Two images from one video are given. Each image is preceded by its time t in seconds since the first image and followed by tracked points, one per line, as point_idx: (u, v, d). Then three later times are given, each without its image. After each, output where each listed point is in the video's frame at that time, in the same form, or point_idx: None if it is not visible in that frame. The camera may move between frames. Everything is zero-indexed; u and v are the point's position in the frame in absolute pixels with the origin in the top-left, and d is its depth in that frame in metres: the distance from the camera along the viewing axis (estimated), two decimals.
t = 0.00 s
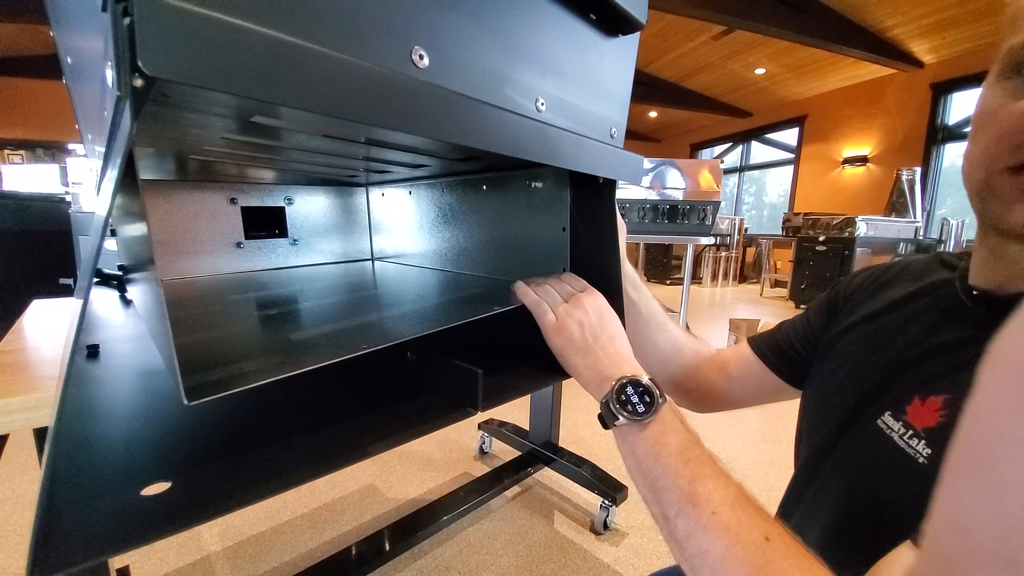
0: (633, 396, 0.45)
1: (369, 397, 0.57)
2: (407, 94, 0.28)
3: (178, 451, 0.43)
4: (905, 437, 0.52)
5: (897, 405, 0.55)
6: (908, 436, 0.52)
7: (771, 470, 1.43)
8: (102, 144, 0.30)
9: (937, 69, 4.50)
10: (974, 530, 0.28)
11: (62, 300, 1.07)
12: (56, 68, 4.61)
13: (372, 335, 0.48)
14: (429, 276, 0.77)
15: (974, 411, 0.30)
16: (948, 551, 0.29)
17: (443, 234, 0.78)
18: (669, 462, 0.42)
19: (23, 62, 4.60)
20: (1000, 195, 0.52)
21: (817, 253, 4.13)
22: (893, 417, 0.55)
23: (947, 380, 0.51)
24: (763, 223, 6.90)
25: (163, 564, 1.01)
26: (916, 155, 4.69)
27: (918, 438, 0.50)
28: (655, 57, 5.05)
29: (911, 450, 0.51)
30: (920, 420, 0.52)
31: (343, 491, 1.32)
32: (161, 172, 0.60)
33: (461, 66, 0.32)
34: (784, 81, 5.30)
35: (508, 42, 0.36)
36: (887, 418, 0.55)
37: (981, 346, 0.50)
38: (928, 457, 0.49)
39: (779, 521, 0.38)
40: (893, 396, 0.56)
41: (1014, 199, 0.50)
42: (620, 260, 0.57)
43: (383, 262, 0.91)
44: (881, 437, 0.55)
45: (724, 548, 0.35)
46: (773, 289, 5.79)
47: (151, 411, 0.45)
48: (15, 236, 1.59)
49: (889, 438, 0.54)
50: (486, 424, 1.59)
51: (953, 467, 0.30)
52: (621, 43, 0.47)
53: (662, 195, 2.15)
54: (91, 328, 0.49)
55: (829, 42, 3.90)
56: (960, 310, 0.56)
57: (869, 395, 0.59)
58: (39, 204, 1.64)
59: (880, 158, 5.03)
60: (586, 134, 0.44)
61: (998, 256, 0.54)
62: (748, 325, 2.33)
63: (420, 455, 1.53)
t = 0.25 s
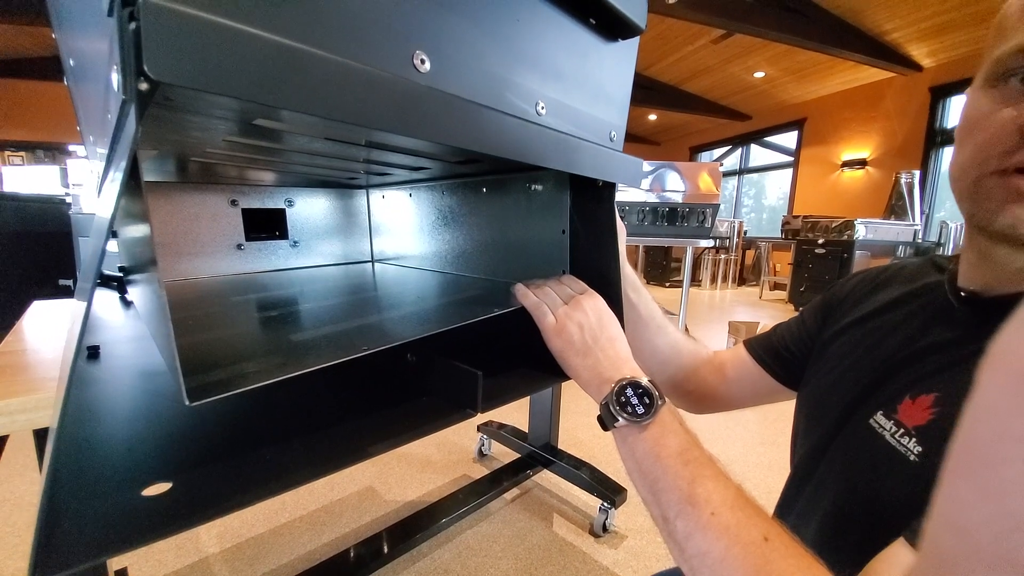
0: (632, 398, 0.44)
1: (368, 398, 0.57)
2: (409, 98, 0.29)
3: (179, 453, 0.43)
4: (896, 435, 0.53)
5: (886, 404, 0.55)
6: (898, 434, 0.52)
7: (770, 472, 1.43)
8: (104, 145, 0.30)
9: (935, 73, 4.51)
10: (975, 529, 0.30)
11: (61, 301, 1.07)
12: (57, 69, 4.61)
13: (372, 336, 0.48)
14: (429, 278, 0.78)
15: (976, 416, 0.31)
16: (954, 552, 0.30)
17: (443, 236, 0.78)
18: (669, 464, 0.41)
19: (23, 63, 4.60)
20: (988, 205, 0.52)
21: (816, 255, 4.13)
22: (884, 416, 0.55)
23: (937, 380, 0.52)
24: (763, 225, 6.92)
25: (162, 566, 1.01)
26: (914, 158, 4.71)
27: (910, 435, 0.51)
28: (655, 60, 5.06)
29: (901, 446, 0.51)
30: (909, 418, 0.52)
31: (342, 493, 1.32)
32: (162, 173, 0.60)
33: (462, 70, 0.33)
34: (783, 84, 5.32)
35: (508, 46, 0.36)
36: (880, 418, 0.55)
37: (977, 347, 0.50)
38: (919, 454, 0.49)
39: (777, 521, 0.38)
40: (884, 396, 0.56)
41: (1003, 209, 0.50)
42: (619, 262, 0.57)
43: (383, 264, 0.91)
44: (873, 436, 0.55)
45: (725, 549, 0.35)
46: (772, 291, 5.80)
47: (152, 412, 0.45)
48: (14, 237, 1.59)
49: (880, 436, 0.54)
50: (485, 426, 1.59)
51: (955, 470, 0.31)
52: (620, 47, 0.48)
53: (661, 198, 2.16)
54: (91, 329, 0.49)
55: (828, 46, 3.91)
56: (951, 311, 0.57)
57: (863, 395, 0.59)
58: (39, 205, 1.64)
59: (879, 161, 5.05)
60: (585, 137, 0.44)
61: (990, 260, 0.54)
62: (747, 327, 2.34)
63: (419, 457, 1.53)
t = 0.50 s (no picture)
0: (630, 399, 0.45)
1: (365, 397, 0.57)
2: (409, 98, 0.29)
3: (176, 452, 0.43)
4: (895, 436, 0.53)
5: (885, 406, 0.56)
6: (898, 435, 0.52)
7: (767, 474, 1.43)
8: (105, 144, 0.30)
9: (932, 77, 4.54)
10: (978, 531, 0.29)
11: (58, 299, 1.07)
12: (55, 67, 4.60)
13: (371, 336, 0.48)
14: (427, 279, 0.78)
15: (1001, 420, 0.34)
16: (960, 551, 0.31)
17: (442, 237, 0.79)
18: (667, 464, 0.42)
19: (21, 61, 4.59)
20: (981, 207, 0.52)
21: (813, 258, 4.15)
22: (881, 416, 0.55)
23: (934, 381, 0.52)
24: (760, 228, 6.94)
25: (157, 566, 1.01)
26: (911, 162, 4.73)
27: (908, 436, 0.51)
28: (654, 63, 5.08)
29: (899, 447, 0.51)
30: (908, 419, 0.52)
31: (339, 493, 1.32)
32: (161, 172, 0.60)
33: (462, 71, 0.33)
34: (782, 87, 5.34)
35: (509, 48, 0.36)
36: (878, 419, 0.55)
37: (972, 349, 0.51)
38: (917, 455, 0.49)
39: (775, 520, 0.38)
40: (881, 397, 0.57)
41: (1000, 210, 0.49)
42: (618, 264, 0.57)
43: (381, 264, 0.91)
44: (871, 436, 0.55)
45: (723, 548, 0.36)
46: (769, 294, 5.82)
47: (150, 411, 0.45)
48: (10, 235, 1.58)
49: (880, 437, 0.54)
50: (482, 427, 1.59)
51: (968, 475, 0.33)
52: (621, 49, 0.48)
53: (659, 200, 2.17)
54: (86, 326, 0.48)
55: (826, 49, 3.93)
56: (941, 314, 0.57)
57: (858, 397, 0.60)
58: (36, 204, 1.64)
59: (876, 164, 5.07)
60: (585, 139, 0.45)
61: (983, 263, 0.54)
62: (745, 330, 2.35)
63: (417, 458, 1.53)
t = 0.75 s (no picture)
0: (614, 393, 0.46)
1: (346, 401, 0.57)
2: (383, 102, 0.29)
3: (152, 461, 0.43)
4: (869, 428, 0.54)
5: (860, 401, 0.57)
6: (870, 427, 0.54)
7: (750, 469, 1.46)
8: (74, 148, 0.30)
9: (902, 81, 4.70)
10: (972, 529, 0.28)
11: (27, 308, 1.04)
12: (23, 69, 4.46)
13: (351, 340, 0.48)
14: (409, 282, 0.78)
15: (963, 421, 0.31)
16: (946, 549, 0.29)
17: (423, 240, 0.79)
18: (649, 459, 0.42)
19: None
20: (949, 208, 0.54)
21: (792, 257, 4.25)
22: (858, 411, 0.56)
23: (909, 376, 0.53)
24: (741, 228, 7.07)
25: None
26: (884, 163, 4.88)
27: (881, 428, 0.52)
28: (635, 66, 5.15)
29: (873, 440, 0.52)
30: (880, 413, 0.54)
31: (323, 501, 1.30)
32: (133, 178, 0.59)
33: (437, 75, 0.33)
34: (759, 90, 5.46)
35: (483, 52, 0.37)
36: (853, 412, 0.57)
37: (945, 343, 0.52)
38: (889, 447, 0.51)
39: (754, 513, 0.39)
40: (856, 392, 0.58)
41: (967, 208, 0.51)
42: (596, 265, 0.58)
43: (364, 268, 0.90)
44: (846, 430, 0.56)
45: (701, 543, 0.36)
46: (750, 292, 5.93)
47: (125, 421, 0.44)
48: None
49: (855, 431, 0.55)
50: (469, 430, 1.58)
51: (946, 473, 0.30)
52: (596, 54, 0.49)
53: (642, 201, 2.20)
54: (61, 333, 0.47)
55: (801, 53, 4.04)
56: (918, 308, 0.58)
57: (839, 390, 0.61)
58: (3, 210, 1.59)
59: (850, 165, 5.21)
60: (561, 143, 0.45)
61: (959, 263, 0.55)
62: (726, 328, 2.39)
63: (403, 463, 1.51)
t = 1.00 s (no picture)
0: (581, 373, 0.45)
1: (328, 398, 0.57)
2: (358, 109, 0.30)
3: (132, 453, 0.44)
4: (822, 426, 0.54)
5: (817, 400, 0.58)
6: (824, 425, 0.54)
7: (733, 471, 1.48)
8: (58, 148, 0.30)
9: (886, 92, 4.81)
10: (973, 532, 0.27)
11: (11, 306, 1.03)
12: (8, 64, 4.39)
13: (333, 338, 0.49)
14: (394, 283, 0.79)
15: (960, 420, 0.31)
16: (949, 554, 0.28)
17: (410, 242, 0.80)
18: (611, 441, 0.43)
19: None
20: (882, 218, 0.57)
21: (778, 263, 4.32)
22: (816, 411, 0.57)
23: (861, 375, 0.55)
24: (730, 234, 7.17)
25: None
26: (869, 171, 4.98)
27: (834, 426, 0.52)
28: (626, 73, 5.21)
29: (825, 436, 0.53)
30: (834, 411, 0.54)
31: (309, 503, 1.29)
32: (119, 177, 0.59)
33: (415, 84, 0.34)
34: (748, 99, 5.56)
35: (461, 63, 0.38)
36: (811, 411, 0.57)
37: (906, 344, 0.53)
38: (839, 443, 0.51)
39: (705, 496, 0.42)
40: (816, 394, 0.59)
41: (897, 217, 0.54)
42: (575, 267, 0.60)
43: (350, 269, 0.91)
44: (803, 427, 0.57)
45: (656, 524, 0.39)
46: (739, 298, 6.00)
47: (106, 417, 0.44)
48: None
49: (812, 429, 0.56)
50: (457, 432, 1.59)
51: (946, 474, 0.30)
52: (572, 65, 0.51)
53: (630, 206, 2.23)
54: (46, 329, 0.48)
55: (788, 64, 4.12)
56: (883, 314, 0.59)
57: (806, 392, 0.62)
58: None
59: (836, 173, 5.31)
60: (537, 149, 0.47)
61: (915, 267, 0.56)
62: (713, 332, 2.43)
63: (390, 465, 1.51)
